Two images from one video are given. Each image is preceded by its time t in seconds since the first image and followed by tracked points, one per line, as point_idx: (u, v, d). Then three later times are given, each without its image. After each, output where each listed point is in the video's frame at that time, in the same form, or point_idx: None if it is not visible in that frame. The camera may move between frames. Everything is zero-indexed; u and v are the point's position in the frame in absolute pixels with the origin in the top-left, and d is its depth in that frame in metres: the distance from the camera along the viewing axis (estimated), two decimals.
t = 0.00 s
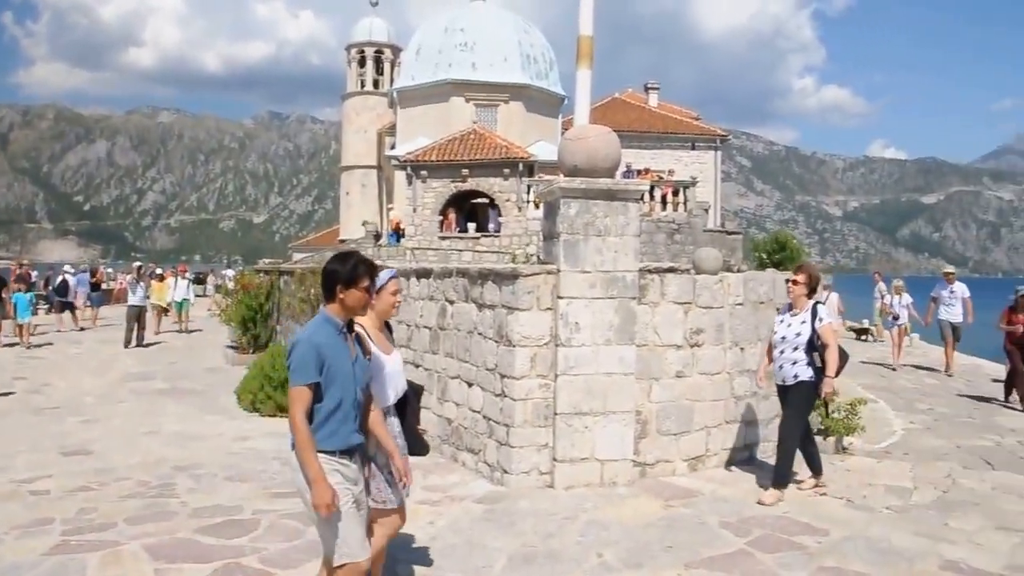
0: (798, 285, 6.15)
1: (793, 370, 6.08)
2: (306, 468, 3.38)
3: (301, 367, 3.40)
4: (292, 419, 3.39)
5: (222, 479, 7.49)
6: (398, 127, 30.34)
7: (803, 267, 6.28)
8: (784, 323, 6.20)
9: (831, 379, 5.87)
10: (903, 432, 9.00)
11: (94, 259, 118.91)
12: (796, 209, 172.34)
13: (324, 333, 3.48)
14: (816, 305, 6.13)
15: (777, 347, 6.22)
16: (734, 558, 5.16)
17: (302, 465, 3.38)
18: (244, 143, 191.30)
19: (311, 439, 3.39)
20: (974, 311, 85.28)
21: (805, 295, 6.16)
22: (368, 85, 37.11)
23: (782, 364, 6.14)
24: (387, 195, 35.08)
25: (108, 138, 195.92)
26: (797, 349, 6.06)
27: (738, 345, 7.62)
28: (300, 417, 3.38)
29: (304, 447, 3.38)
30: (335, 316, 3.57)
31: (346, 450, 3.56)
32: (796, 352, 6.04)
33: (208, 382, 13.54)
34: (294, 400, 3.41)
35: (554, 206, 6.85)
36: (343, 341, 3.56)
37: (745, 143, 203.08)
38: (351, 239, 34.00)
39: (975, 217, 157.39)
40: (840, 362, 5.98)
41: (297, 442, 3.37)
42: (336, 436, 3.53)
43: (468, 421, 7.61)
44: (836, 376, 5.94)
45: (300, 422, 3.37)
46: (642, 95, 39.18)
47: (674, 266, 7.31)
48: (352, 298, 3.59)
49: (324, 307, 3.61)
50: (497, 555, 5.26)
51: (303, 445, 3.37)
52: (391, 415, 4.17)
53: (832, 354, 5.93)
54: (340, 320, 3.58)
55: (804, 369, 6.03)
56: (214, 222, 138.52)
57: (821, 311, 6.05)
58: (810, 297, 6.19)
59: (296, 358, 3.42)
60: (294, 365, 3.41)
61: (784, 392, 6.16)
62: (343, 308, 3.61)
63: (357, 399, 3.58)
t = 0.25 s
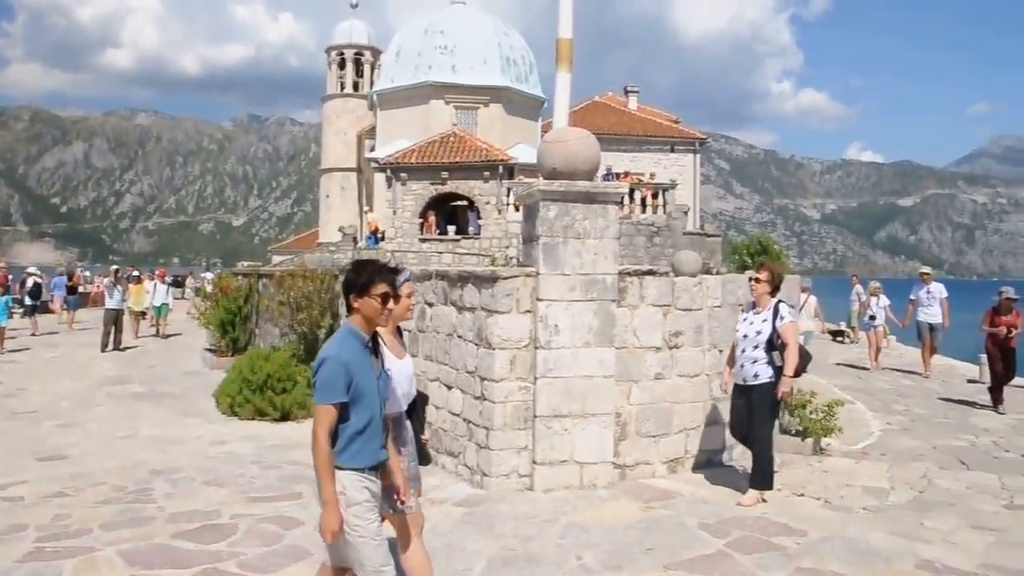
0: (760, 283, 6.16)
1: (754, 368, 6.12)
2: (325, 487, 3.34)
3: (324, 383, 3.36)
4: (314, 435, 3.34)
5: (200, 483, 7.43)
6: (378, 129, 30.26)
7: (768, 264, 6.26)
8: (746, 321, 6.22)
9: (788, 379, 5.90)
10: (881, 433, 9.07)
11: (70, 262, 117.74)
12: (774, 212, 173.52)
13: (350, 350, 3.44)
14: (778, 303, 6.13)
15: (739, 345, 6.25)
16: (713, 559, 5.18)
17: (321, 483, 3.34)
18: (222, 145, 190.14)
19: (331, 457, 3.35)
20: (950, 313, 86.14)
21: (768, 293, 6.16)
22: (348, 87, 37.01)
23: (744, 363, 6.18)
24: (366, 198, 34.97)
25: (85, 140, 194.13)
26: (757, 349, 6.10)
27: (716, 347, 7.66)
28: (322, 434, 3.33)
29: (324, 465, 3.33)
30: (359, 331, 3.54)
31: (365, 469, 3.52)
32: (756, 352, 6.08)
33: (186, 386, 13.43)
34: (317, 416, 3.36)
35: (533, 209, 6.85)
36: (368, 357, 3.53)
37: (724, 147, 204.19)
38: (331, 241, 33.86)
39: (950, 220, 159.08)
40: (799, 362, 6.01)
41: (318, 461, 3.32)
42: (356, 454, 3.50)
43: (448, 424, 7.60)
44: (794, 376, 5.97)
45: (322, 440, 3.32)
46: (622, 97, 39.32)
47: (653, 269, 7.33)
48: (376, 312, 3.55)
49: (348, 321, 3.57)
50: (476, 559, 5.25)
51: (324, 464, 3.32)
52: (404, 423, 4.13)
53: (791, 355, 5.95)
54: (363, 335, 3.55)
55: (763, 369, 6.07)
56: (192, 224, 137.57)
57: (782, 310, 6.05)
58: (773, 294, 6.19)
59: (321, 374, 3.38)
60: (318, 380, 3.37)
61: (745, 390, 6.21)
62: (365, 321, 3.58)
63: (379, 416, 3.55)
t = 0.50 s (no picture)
0: (724, 287, 6.18)
1: (720, 374, 6.15)
2: (377, 493, 3.33)
3: (366, 388, 3.32)
4: (359, 441, 3.32)
5: (180, 489, 7.39)
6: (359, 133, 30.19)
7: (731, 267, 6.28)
8: (711, 325, 6.23)
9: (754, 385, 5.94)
10: (860, 435, 9.15)
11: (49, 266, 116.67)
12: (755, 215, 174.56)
13: (387, 351, 3.40)
14: (742, 307, 6.16)
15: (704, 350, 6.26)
16: (694, 561, 5.21)
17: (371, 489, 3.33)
18: (203, 148, 189.07)
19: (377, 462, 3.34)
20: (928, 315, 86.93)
21: (732, 297, 6.18)
22: (329, 90, 36.90)
23: (709, 368, 6.19)
24: (348, 201, 34.87)
25: (64, 142, 192.50)
26: (722, 354, 6.11)
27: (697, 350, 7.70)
28: (367, 440, 3.31)
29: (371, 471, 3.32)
30: (394, 331, 3.48)
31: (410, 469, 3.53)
32: (721, 357, 6.10)
33: (166, 390, 13.34)
34: (359, 421, 3.33)
35: (515, 212, 6.86)
36: (405, 357, 3.48)
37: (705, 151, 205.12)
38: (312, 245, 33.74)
39: (928, 223, 160.56)
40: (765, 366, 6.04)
41: (366, 468, 3.31)
42: (398, 455, 3.48)
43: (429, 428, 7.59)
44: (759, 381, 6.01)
45: (368, 446, 3.31)
46: (604, 101, 39.43)
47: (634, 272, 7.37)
48: (408, 311, 3.49)
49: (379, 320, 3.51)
50: (458, 562, 5.25)
51: (372, 470, 3.31)
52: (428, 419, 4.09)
53: (757, 360, 5.98)
54: (398, 334, 3.49)
55: (729, 375, 6.10)
56: (173, 228, 136.68)
57: (747, 314, 6.08)
58: (736, 298, 6.20)
59: (361, 377, 3.33)
60: (358, 386, 3.33)
61: (711, 395, 6.23)
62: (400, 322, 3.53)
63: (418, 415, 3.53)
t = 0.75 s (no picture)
0: (682, 293, 6.09)
1: (678, 383, 6.00)
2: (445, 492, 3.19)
3: (409, 390, 3.21)
4: (414, 444, 3.19)
5: (162, 494, 7.33)
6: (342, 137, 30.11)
7: (689, 273, 6.18)
8: (670, 334, 6.10)
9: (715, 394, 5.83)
10: (841, 438, 9.20)
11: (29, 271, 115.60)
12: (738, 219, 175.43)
13: (423, 352, 3.29)
14: (702, 315, 6.07)
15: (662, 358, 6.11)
16: (678, 565, 5.21)
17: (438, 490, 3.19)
18: (185, 152, 188.01)
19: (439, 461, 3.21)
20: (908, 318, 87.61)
21: (690, 303, 6.10)
22: (312, 94, 36.79)
23: (667, 377, 6.04)
24: (332, 205, 34.77)
25: (44, 146, 190.92)
26: (682, 362, 5.97)
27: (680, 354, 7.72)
28: (422, 441, 3.19)
29: (434, 471, 3.19)
30: (427, 332, 3.38)
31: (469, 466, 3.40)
32: (682, 365, 5.96)
33: (148, 396, 13.24)
34: (408, 425, 3.22)
35: (498, 216, 6.87)
36: (440, 357, 3.38)
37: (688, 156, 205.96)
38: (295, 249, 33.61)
39: (909, 228, 161.81)
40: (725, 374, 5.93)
41: (428, 469, 3.18)
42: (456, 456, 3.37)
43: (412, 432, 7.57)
44: (719, 390, 5.90)
45: (424, 446, 3.19)
46: (587, 105, 39.52)
47: (617, 276, 7.39)
48: (440, 309, 3.39)
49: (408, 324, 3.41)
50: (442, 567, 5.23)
51: (436, 470, 3.18)
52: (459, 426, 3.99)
53: (718, 368, 5.87)
54: (431, 334, 3.39)
55: (689, 383, 5.96)
56: (155, 232, 135.82)
57: (708, 322, 5.99)
58: (694, 306, 6.12)
59: (404, 379, 3.21)
60: (400, 389, 3.22)
61: (669, 406, 6.07)
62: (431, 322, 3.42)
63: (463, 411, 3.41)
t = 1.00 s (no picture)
0: (641, 296, 6.06)
1: (636, 387, 5.98)
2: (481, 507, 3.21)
3: (450, 401, 3.22)
4: (454, 456, 3.21)
5: (146, 501, 7.27)
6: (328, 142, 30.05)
7: (647, 276, 6.15)
8: (628, 337, 6.09)
9: (673, 399, 5.82)
10: (825, 442, 9.24)
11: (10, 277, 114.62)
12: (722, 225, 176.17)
13: (463, 363, 3.32)
14: (661, 318, 6.05)
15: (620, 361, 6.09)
16: (664, 570, 5.21)
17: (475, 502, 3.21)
18: (169, 157, 187.05)
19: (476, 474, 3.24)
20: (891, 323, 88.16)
21: (649, 306, 6.07)
22: (298, 99, 36.71)
23: (625, 380, 6.02)
24: (317, 211, 34.68)
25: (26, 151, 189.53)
26: (640, 366, 5.95)
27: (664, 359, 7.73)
28: (461, 454, 3.21)
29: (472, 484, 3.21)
30: (464, 343, 3.40)
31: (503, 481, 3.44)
32: (640, 369, 5.94)
33: (131, 402, 13.15)
34: (447, 436, 3.23)
35: (483, 222, 6.87)
36: (477, 368, 3.41)
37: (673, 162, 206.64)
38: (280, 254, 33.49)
39: (891, 233, 162.97)
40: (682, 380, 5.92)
41: (466, 482, 3.20)
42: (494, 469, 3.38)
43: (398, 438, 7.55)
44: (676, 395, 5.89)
45: (464, 459, 3.20)
46: (571, 111, 39.62)
47: (602, 282, 7.40)
48: (477, 322, 3.43)
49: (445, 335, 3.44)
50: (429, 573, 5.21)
51: (474, 483, 3.20)
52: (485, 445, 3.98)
53: (676, 373, 5.86)
54: (469, 346, 3.42)
55: (647, 387, 5.94)
56: (139, 237, 135.01)
57: (667, 326, 5.98)
58: (653, 309, 6.09)
59: (444, 388, 3.23)
60: (440, 400, 3.23)
61: (626, 410, 6.05)
62: (465, 335, 3.44)
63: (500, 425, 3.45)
